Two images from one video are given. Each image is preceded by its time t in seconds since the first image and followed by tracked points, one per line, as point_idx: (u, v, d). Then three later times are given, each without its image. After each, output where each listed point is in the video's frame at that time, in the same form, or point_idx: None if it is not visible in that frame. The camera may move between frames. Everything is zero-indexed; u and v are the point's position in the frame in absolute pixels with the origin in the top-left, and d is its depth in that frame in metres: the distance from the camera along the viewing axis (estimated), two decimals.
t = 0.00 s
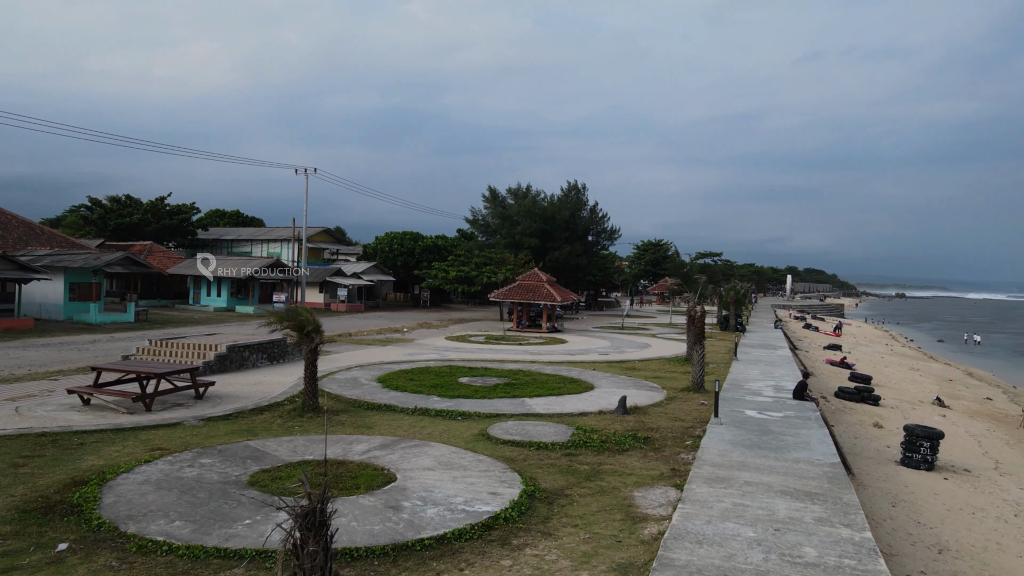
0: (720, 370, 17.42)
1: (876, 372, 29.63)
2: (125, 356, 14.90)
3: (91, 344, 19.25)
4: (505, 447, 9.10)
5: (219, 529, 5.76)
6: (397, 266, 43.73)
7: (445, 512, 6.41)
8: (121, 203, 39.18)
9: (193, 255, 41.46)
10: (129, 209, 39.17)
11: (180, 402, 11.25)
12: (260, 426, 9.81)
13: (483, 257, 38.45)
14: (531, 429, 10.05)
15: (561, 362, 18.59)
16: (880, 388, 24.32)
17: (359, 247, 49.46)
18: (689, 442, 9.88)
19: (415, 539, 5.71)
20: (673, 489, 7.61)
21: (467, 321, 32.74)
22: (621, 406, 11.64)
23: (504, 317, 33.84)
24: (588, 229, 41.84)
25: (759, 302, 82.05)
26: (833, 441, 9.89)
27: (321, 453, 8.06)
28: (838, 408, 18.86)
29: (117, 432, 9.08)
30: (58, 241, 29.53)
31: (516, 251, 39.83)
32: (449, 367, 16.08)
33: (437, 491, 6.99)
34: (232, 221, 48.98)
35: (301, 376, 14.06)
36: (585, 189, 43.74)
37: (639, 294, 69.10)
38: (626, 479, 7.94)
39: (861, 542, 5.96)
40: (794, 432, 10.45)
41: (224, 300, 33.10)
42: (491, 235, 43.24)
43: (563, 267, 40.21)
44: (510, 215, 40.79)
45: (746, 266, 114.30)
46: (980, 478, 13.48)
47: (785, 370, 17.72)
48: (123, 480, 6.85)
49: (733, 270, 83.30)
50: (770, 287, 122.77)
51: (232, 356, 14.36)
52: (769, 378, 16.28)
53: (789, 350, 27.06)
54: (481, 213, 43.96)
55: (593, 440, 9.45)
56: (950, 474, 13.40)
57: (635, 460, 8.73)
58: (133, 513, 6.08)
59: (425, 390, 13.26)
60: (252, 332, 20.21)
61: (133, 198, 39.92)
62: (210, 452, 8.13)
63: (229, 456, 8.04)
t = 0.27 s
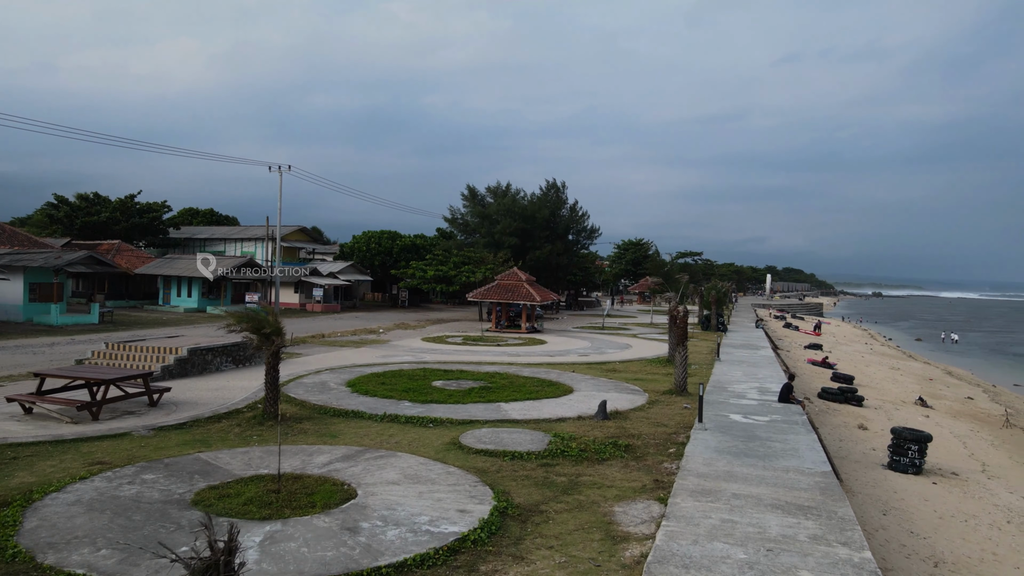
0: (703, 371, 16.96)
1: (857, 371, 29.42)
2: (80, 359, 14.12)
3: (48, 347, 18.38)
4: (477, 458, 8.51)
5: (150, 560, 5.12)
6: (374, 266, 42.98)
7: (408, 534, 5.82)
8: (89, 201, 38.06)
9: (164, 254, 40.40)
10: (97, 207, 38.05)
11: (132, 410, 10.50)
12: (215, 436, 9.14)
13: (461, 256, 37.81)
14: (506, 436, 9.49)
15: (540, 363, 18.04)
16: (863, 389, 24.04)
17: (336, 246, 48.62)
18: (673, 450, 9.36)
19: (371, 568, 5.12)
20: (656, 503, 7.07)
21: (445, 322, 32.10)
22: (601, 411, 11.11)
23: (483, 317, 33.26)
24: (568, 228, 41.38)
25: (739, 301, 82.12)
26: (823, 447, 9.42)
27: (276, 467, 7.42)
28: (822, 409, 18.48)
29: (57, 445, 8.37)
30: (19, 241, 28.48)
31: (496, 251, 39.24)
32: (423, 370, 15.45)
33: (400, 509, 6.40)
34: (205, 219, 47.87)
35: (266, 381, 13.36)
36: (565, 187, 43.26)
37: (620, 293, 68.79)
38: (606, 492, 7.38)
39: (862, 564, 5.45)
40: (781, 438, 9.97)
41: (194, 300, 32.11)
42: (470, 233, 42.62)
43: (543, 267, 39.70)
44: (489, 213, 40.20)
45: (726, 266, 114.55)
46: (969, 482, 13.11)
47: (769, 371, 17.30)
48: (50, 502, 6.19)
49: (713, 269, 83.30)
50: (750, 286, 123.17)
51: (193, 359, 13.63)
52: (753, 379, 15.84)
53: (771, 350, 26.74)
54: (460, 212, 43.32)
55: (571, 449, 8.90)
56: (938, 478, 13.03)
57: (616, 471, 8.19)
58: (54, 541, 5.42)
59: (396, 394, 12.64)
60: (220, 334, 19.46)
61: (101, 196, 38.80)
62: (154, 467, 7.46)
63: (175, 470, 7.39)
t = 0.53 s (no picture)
0: (681, 373, 16.43)
1: (834, 371, 29.19)
2: (21, 365, 13.19)
3: None
4: (440, 472, 7.83)
5: None
6: (346, 265, 42.03)
7: (357, 565, 5.16)
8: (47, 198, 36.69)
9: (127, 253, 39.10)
10: (56, 204, 36.68)
11: (68, 420, 9.68)
12: (155, 450, 8.34)
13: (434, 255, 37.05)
14: (473, 447, 8.82)
15: (513, 366, 17.40)
16: (840, 389, 23.76)
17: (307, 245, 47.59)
18: (651, 460, 8.76)
19: None
20: (635, 523, 6.45)
21: (418, 323, 31.35)
22: (575, 417, 10.48)
23: (456, 318, 32.55)
24: (543, 227, 40.83)
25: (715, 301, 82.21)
26: (809, 456, 8.89)
27: (214, 487, 6.69)
28: (801, 411, 18.06)
29: None
30: None
31: (469, 250, 38.54)
32: (389, 374, 14.71)
33: (350, 535, 5.71)
34: (170, 218, 46.52)
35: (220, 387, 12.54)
36: (540, 185, 42.70)
37: (596, 293, 68.43)
38: (579, 510, 6.75)
39: None
40: (765, 445, 9.42)
41: (156, 300, 31.01)
42: (443, 232, 41.86)
43: (517, 266, 39.08)
44: (462, 212, 39.49)
45: (701, 265, 114.90)
46: (954, 487, 12.71)
47: (748, 372, 16.82)
48: None
49: (689, 268, 83.36)
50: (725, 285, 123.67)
51: (141, 364, 12.77)
52: (732, 381, 15.34)
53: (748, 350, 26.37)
54: (433, 211, 42.56)
55: (542, 460, 8.25)
56: (923, 483, 12.60)
57: (591, 485, 7.57)
58: None
59: (359, 400, 11.89)
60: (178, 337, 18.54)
61: (60, 193, 37.43)
62: (75, 488, 6.67)
63: (100, 492, 6.62)
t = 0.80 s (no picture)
0: (657, 375, 15.90)
1: (810, 370, 28.97)
2: None
3: None
4: (398, 488, 7.15)
5: None
6: (315, 265, 41.04)
7: None
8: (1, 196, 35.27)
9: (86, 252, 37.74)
10: (10, 202, 35.26)
11: None
12: (83, 467, 7.55)
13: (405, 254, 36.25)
14: (436, 460, 8.14)
15: (483, 368, 16.74)
16: (816, 389, 23.45)
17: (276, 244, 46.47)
18: (627, 472, 8.14)
19: None
20: (611, 547, 5.83)
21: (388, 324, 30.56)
22: (547, 425, 9.85)
23: (428, 318, 31.80)
24: (517, 225, 40.23)
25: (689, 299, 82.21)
26: (795, 465, 8.34)
27: (139, 513, 5.93)
28: (780, 413, 17.63)
29: None
30: None
31: (442, 249, 37.80)
32: (353, 378, 13.96)
33: (288, 568, 5.02)
34: (133, 216, 45.10)
35: (168, 394, 11.70)
36: (514, 183, 42.09)
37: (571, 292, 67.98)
38: (550, 533, 6.10)
39: None
40: (748, 454, 8.86)
41: (115, 301, 29.74)
42: (415, 231, 41.05)
43: (491, 266, 38.43)
44: (434, 210, 38.74)
45: (676, 263, 115.11)
46: (938, 492, 12.30)
47: (726, 373, 16.35)
48: None
49: (664, 267, 83.28)
50: (699, 284, 124.05)
51: (83, 370, 11.89)
52: (710, 383, 14.83)
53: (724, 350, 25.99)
54: (405, 209, 41.74)
55: (510, 474, 7.59)
56: (907, 489, 12.17)
57: (563, 502, 6.94)
58: None
59: (317, 408, 11.14)
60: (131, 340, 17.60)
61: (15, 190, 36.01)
62: None
63: (6, 520, 5.82)
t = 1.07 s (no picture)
0: (638, 378, 15.40)
1: (790, 371, 28.72)
2: None
3: None
4: (359, 507, 6.55)
5: None
6: (289, 264, 40.15)
7: None
8: None
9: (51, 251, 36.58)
10: None
11: None
12: (11, 484, 6.86)
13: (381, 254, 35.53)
14: (402, 473, 7.53)
15: (458, 371, 16.14)
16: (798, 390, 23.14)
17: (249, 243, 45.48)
18: (607, 484, 7.61)
19: None
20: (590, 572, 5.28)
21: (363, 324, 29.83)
22: (523, 432, 9.28)
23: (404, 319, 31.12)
24: (495, 224, 39.68)
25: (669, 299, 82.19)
26: (784, 476, 7.87)
27: (61, 541, 5.29)
28: (763, 415, 17.23)
29: None
30: None
31: (419, 248, 37.11)
32: (320, 382, 13.31)
33: None
34: (101, 214, 43.86)
35: (120, 401, 10.98)
36: (492, 181, 41.52)
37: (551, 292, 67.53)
38: (522, 557, 5.54)
39: None
40: (734, 463, 8.38)
41: (78, 302, 28.79)
42: (391, 230, 40.32)
43: (469, 266, 37.83)
44: (411, 209, 38.05)
45: (655, 263, 115.18)
46: (927, 497, 11.92)
47: (708, 375, 15.89)
48: None
49: (643, 267, 83.12)
50: (679, 283, 124.27)
51: (29, 376, 11.14)
52: (692, 385, 14.36)
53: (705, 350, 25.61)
54: (381, 207, 40.99)
55: (482, 488, 7.01)
56: (895, 494, 11.76)
57: (538, 520, 6.39)
58: None
59: (279, 415, 10.48)
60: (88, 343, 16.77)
61: None
62: None
63: None
